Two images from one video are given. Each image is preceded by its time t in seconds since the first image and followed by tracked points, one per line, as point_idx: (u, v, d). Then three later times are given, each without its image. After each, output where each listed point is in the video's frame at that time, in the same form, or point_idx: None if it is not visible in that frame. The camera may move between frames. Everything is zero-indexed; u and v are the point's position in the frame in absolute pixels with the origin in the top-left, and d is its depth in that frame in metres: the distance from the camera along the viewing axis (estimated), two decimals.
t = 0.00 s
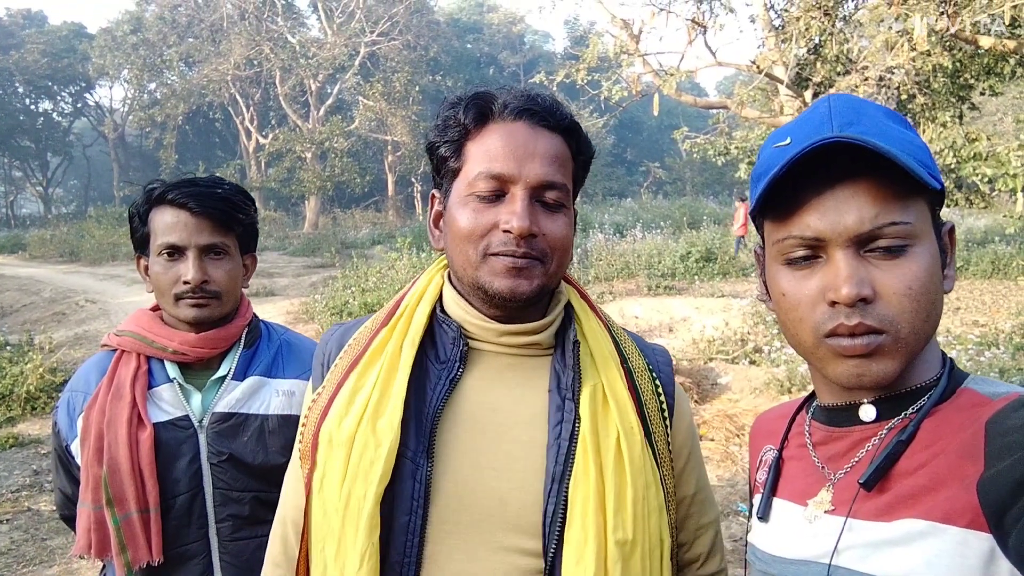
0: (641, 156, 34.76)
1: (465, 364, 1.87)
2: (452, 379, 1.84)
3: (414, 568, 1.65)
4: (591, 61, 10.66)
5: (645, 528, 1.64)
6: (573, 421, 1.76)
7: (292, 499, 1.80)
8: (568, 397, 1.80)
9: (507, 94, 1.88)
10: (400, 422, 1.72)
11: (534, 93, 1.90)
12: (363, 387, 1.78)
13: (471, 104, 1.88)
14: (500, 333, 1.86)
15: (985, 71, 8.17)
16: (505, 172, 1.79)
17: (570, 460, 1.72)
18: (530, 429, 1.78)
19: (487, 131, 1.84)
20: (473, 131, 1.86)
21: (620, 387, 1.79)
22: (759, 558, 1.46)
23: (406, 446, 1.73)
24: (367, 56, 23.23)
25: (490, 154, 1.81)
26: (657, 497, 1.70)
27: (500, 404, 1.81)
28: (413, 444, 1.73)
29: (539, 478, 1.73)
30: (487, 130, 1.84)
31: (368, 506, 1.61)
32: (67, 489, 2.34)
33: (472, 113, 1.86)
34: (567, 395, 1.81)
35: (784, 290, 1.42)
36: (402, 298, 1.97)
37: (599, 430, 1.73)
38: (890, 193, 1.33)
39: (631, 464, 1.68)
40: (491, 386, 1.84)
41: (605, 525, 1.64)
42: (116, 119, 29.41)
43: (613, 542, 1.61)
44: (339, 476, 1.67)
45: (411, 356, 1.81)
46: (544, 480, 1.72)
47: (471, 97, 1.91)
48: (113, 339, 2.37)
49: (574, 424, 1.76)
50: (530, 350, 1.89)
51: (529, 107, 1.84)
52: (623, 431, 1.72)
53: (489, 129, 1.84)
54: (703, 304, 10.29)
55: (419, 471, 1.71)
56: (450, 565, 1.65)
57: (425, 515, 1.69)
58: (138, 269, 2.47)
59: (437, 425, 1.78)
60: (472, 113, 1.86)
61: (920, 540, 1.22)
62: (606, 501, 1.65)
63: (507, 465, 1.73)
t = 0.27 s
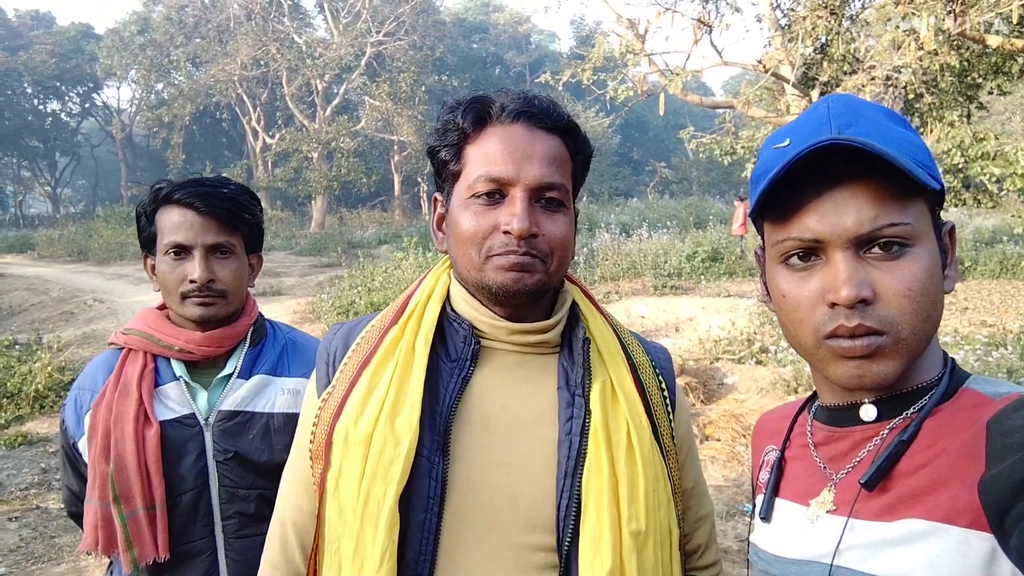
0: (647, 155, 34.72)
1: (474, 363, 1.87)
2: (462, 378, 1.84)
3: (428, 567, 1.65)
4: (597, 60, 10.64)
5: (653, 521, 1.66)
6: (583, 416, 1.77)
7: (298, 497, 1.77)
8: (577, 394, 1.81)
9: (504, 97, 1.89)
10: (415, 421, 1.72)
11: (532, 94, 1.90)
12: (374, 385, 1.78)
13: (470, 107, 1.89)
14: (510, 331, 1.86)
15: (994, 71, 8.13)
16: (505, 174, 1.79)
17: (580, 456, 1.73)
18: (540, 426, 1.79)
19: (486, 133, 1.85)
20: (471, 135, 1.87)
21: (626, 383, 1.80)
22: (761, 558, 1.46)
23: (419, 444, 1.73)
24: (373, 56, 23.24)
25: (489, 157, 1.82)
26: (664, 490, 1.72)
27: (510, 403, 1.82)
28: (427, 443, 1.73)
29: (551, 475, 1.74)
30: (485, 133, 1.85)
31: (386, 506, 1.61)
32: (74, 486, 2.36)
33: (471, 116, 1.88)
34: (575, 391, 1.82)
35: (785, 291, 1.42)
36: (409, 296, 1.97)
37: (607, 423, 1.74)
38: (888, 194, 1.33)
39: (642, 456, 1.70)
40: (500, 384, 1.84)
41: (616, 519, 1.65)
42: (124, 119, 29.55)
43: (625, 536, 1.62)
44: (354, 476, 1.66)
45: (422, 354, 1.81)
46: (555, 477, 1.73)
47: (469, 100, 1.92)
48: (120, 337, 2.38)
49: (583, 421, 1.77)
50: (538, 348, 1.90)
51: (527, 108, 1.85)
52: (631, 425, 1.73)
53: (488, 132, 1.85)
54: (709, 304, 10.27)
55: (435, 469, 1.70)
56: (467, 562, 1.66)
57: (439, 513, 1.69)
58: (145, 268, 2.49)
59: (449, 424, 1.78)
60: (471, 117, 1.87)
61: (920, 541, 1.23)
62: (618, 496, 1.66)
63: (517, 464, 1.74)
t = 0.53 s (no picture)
0: (645, 154, 34.74)
1: (467, 357, 1.86)
2: (454, 372, 1.83)
3: (417, 560, 1.64)
4: (595, 58, 10.64)
5: (644, 517, 1.66)
6: (575, 411, 1.77)
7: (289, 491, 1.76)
8: (570, 389, 1.80)
9: (496, 93, 1.88)
10: (407, 414, 1.71)
11: (525, 91, 1.90)
12: (367, 377, 1.77)
13: (462, 103, 1.89)
14: (504, 326, 1.86)
15: (991, 70, 8.17)
16: (497, 170, 1.79)
17: (573, 451, 1.73)
18: (533, 421, 1.78)
19: (479, 129, 1.85)
20: (464, 132, 1.86)
21: (618, 379, 1.80)
22: (753, 556, 1.46)
23: (410, 437, 1.72)
24: (371, 53, 23.20)
25: (481, 154, 1.81)
26: (655, 485, 1.72)
27: (503, 397, 1.81)
28: (418, 436, 1.73)
29: (542, 469, 1.73)
30: (478, 130, 1.85)
31: (377, 498, 1.61)
32: (67, 483, 2.35)
33: (463, 113, 1.87)
34: (568, 386, 1.81)
35: (777, 288, 1.42)
36: (403, 291, 1.96)
37: (600, 419, 1.74)
38: (881, 191, 1.33)
39: (632, 452, 1.70)
40: (493, 379, 1.84)
41: (607, 514, 1.64)
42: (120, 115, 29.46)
43: (616, 531, 1.61)
44: (345, 468, 1.65)
45: (417, 348, 1.80)
46: (547, 472, 1.72)
47: (462, 96, 1.91)
48: (113, 334, 2.37)
49: (575, 416, 1.76)
50: (532, 343, 1.89)
51: (519, 105, 1.84)
52: (623, 421, 1.73)
53: (480, 129, 1.85)
54: (706, 303, 10.28)
55: (425, 461, 1.70)
56: (457, 555, 1.65)
57: (430, 506, 1.69)
58: (139, 263, 2.48)
59: (441, 419, 1.77)
60: (464, 113, 1.87)
61: (912, 539, 1.22)
62: (608, 490, 1.66)
63: (509, 459, 1.73)
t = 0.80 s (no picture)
0: (645, 153, 34.76)
1: (463, 353, 1.86)
2: (449, 368, 1.82)
3: (406, 554, 1.64)
4: (596, 57, 10.62)
5: (639, 513, 1.65)
6: (568, 408, 1.76)
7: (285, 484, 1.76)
8: (564, 386, 1.80)
9: (493, 91, 1.88)
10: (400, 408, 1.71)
11: (522, 88, 1.89)
12: (362, 372, 1.77)
13: (459, 100, 1.88)
14: (500, 323, 1.85)
15: (991, 71, 8.11)
16: (493, 166, 1.78)
17: (566, 447, 1.72)
18: (528, 417, 1.78)
19: (476, 127, 1.84)
20: (461, 129, 1.86)
21: (614, 376, 1.79)
22: (750, 554, 1.45)
23: (403, 431, 1.72)
24: (371, 51, 23.17)
25: (478, 151, 1.80)
26: (650, 481, 1.71)
27: (499, 393, 1.81)
28: (411, 430, 1.72)
29: (535, 464, 1.73)
30: (475, 126, 1.84)
31: (366, 491, 1.60)
32: (63, 480, 2.34)
33: (460, 110, 1.86)
34: (563, 383, 1.81)
35: (774, 286, 1.41)
36: (400, 288, 1.96)
37: (595, 415, 1.73)
38: (877, 190, 1.32)
39: (624, 452, 1.67)
40: (489, 375, 1.83)
41: (599, 509, 1.63)
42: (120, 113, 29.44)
43: (608, 527, 1.61)
44: (337, 462, 1.65)
45: (410, 343, 1.80)
46: (540, 467, 1.72)
47: (460, 93, 1.91)
48: (110, 331, 2.36)
49: (570, 412, 1.75)
50: (527, 340, 1.89)
51: (515, 102, 1.84)
52: (618, 418, 1.72)
53: (477, 126, 1.84)
54: (705, 302, 10.28)
55: (416, 456, 1.70)
56: (446, 550, 1.65)
57: (421, 499, 1.69)
58: (137, 260, 2.47)
59: (435, 414, 1.77)
60: (461, 110, 1.86)
61: (908, 537, 1.22)
62: (600, 485, 1.65)
63: (503, 454, 1.73)
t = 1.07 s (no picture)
0: (648, 153, 34.77)
1: (465, 351, 1.87)
2: (451, 365, 1.83)
3: (408, 549, 1.65)
4: (598, 56, 10.62)
5: (641, 509, 1.66)
6: (569, 404, 1.77)
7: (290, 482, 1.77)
8: (565, 382, 1.81)
9: (494, 90, 1.89)
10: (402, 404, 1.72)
11: (522, 87, 1.90)
12: (364, 370, 1.78)
13: (460, 100, 1.89)
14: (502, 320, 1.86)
15: (995, 72, 8.08)
16: (494, 165, 1.79)
17: (568, 444, 1.73)
18: (529, 414, 1.79)
19: (477, 126, 1.85)
20: (462, 127, 1.87)
21: (614, 372, 1.80)
22: (751, 554, 1.46)
23: (405, 427, 1.73)
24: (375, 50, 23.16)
25: (480, 149, 1.82)
26: (652, 478, 1.72)
27: (501, 390, 1.81)
28: (413, 426, 1.73)
29: (537, 461, 1.73)
30: (476, 125, 1.85)
31: (367, 486, 1.61)
32: (69, 477, 2.36)
33: (461, 109, 1.87)
34: (564, 379, 1.81)
35: (776, 286, 1.42)
36: (403, 286, 1.97)
37: (596, 411, 1.74)
38: (877, 190, 1.33)
39: (625, 447, 1.68)
40: (491, 372, 1.84)
41: (599, 504, 1.64)
42: (125, 112, 29.50)
43: (610, 522, 1.61)
44: (340, 458, 1.66)
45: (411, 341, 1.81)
46: (542, 464, 1.73)
47: (461, 92, 1.92)
48: (115, 328, 2.38)
49: (571, 408, 1.76)
50: (529, 337, 1.90)
51: (516, 101, 1.85)
52: (619, 414, 1.72)
53: (478, 124, 1.85)
54: (708, 303, 10.28)
55: (417, 452, 1.71)
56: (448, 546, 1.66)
57: (423, 495, 1.70)
58: (142, 257, 2.48)
59: (438, 411, 1.78)
60: (462, 109, 1.87)
61: (909, 537, 1.23)
62: (602, 480, 1.66)
63: (505, 451, 1.74)
